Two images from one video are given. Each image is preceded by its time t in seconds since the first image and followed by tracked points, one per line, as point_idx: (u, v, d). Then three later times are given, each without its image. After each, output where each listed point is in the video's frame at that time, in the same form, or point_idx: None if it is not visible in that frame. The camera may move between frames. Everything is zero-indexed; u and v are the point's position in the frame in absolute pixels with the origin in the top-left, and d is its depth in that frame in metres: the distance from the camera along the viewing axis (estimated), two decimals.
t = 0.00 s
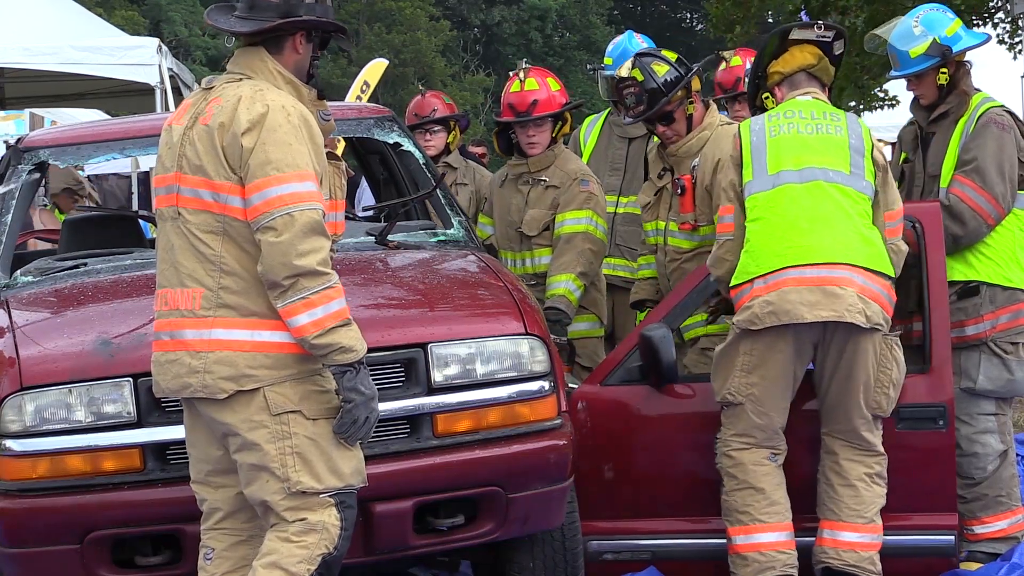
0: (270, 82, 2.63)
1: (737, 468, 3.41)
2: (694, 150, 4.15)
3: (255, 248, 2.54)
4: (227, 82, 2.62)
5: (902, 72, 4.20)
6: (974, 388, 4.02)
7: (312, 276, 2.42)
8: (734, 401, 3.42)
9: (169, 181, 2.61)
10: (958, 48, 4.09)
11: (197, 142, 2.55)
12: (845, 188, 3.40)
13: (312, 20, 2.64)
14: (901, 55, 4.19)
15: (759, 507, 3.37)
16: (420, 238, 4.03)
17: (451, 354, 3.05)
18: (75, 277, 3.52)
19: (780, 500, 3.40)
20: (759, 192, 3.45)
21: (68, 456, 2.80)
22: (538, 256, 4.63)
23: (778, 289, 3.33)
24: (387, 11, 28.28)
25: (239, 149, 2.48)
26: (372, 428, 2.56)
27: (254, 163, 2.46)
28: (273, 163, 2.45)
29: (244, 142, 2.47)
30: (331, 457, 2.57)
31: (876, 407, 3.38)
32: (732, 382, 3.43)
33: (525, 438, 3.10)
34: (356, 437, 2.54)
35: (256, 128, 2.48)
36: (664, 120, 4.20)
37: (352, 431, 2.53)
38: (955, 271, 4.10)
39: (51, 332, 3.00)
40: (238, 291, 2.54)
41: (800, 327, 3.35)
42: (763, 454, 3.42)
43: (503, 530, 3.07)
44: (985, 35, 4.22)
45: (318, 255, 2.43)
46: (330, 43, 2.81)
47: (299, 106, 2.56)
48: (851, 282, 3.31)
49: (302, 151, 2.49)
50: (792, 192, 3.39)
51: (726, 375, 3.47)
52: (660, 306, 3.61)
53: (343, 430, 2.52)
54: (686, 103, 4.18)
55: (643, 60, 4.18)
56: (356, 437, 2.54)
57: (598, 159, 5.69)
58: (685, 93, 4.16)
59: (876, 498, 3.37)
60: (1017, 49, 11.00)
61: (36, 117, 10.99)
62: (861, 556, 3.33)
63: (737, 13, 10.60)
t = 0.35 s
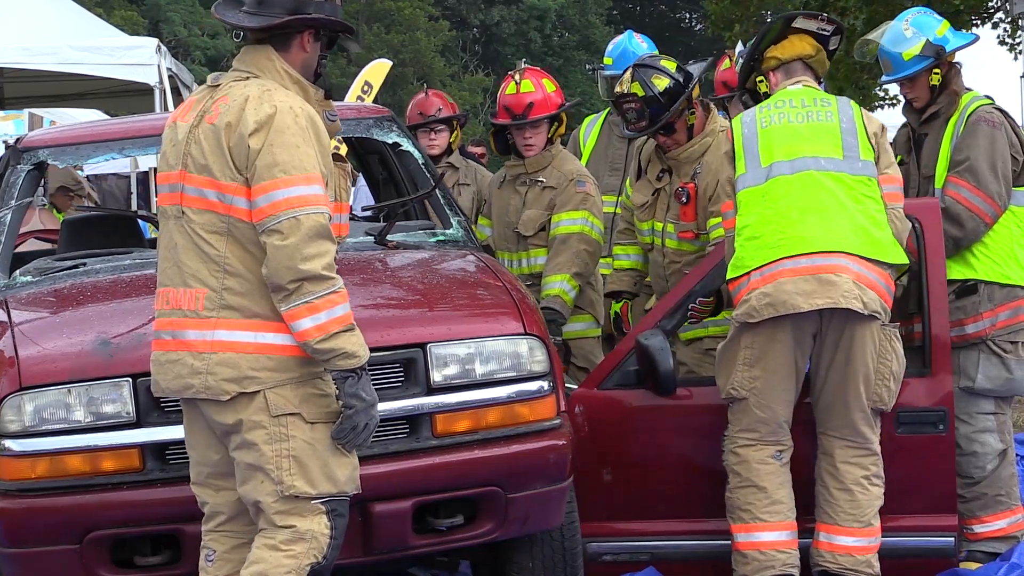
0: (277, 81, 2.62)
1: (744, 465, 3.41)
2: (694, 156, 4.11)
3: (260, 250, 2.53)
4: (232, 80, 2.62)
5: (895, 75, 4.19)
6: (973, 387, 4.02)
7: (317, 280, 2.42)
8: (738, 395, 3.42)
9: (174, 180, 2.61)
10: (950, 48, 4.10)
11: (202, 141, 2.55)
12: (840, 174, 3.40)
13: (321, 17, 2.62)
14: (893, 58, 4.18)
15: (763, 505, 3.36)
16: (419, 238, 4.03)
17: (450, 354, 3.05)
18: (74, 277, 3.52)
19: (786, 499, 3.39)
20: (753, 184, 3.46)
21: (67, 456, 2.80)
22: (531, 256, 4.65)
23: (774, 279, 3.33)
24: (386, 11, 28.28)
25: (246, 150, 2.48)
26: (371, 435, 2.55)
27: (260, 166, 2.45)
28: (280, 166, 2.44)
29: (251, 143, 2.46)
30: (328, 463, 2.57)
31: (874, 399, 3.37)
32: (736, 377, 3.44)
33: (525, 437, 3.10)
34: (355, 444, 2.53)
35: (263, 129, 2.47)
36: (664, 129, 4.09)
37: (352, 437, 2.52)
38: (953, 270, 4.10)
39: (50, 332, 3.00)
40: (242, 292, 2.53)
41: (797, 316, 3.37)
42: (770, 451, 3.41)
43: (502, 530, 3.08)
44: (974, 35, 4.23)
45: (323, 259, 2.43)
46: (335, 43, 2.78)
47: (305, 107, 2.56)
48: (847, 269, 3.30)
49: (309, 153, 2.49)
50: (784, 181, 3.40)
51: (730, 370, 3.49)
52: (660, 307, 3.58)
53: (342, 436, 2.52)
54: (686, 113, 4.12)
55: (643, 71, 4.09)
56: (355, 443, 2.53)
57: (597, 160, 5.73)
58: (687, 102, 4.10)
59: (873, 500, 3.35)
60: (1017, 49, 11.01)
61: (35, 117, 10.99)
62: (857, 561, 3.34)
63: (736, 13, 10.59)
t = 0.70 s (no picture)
0: (281, 81, 2.59)
1: (745, 464, 3.40)
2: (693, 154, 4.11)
3: (265, 253, 2.51)
4: (236, 80, 2.59)
5: (893, 75, 4.19)
6: (973, 386, 4.03)
7: (322, 286, 2.41)
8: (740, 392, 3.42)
9: (176, 180, 2.58)
10: (949, 48, 4.11)
11: (207, 142, 2.52)
12: (848, 172, 3.39)
13: (325, 15, 2.60)
14: (891, 58, 4.18)
15: (764, 505, 3.35)
16: (419, 238, 4.04)
17: (450, 354, 3.05)
18: (74, 277, 3.52)
19: (787, 499, 3.37)
20: (760, 173, 3.42)
21: (67, 456, 2.80)
22: (530, 256, 4.65)
23: (779, 272, 3.30)
24: (386, 11, 28.29)
25: (251, 154, 2.46)
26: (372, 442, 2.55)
27: (265, 169, 2.43)
28: (286, 170, 2.42)
29: (256, 147, 2.44)
30: (323, 470, 2.55)
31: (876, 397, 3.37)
32: (737, 373, 3.43)
33: (525, 437, 3.10)
34: (355, 450, 2.54)
35: (269, 132, 2.46)
36: (659, 125, 4.06)
37: (352, 444, 2.52)
38: (953, 270, 4.11)
39: (50, 333, 3.00)
40: (246, 295, 2.52)
41: (800, 312, 3.36)
42: (775, 450, 3.40)
43: (502, 530, 3.08)
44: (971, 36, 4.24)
45: (329, 265, 2.42)
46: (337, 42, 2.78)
47: (311, 109, 2.54)
48: (853, 268, 3.29)
49: (315, 158, 2.47)
50: (793, 174, 3.37)
51: (732, 368, 3.47)
52: (661, 306, 3.62)
53: (343, 442, 2.52)
54: (682, 109, 4.08)
55: (639, 69, 4.08)
56: (355, 450, 2.54)
57: (598, 160, 5.74)
58: (683, 98, 4.06)
59: (872, 499, 3.35)
60: (1016, 49, 11.02)
61: (35, 118, 10.99)
62: (858, 559, 3.33)
63: (736, 12, 10.59)
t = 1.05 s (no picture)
0: (282, 83, 2.59)
1: (751, 458, 3.39)
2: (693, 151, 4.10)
3: (266, 257, 2.48)
4: (236, 81, 2.57)
5: (893, 76, 4.18)
6: (973, 386, 4.03)
7: (325, 292, 2.39)
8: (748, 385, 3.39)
9: (173, 182, 2.54)
10: (948, 50, 4.10)
11: (207, 144, 2.48)
12: (854, 163, 3.37)
13: (324, 15, 2.60)
14: (891, 59, 4.18)
15: (770, 500, 3.36)
16: (419, 237, 4.04)
17: (450, 354, 3.05)
18: (74, 277, 3.52)
19: (793, 495, 3.38)
20: (768, 167, 3.37)
21: (67, 456, 2.80)
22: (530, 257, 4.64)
23: (795, 269, 3.28)
24: (386, 11, 28.28)
25: (254, 156, 2.43)
26: (369, 450, 2.53)
27: (269, 172, 2.40)
28: (290, 174, 2.40)
29: (260, 150, 2.42)
30: (313, 476, 2.52)
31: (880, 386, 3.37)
32: (745, 367, 3.40)
33: (524, 437, 3.10)
34: (354, 457, 2.51)
35: (272, 135, 2.43)
36: (658, 123, 4.06)
37: (351, 451, 2.50)
38: (953, 270, 4.11)
39: (50, 332, 3.00)
40: (248, 299, 2.48)
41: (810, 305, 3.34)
42: (781, 445, 3.39)
43: (502, 530, 3.08)
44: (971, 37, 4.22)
45: (333, 270, 2.40)
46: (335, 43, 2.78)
47: (313, 112, 2.52)
48: (868, 262, 3.29)
49: (319, 161, 2.45)
50: (800, 167, 3.34)
51: (738, 361, 3.44)
52: (658, 292, 3.64)
53: (342, 448, 2.49)
54: (681, 107, 4.08)
55: (637, 67, 4.06)
56: (354, 457, 2.51)
57: (597, 160, 5.76)
58: (681, 96, 4.06)
59: (873, 492, 3.35)
60: (1016, 49, 11.03)
61: (36, 118, 11.00)
62: (858, 551, 3.33)
63: (736, 12, 10.59)
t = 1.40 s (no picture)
0: (284, 83, 2.59)
1: (750, 451, 3.39)
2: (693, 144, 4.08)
3: (268, 259, 2.48)
4: (239, 81, 2.56)
5: (892, 75, 4.14)
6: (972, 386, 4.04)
7: (329, 297, 2.39)
8: (749, 380, 3.38)
9: (172, 182, 2.53)
10: (949, 51, 4.06)
11: (210, 144, 2.47)
12: (862, 162, 3.34)
13: (324, 15, 2.60)
14: (891, 58, 4.13)
15: (768, 492, 3.34)
16: (419, 237, 4.04)
17: (450, 353, 3.05)
18: (74, 277, 3.52)
19: (790, 488, 3.37)
20: (777, 162, 3.33)
21: (67, 455, 2.80)
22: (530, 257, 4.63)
23: (801, 270, 3.26)
24: (385, 11, 28.25)
25: (259, 158, 2.42)
26: (364, 458, 2.50)
27: (274, 175, 2.40)
28: (295, 177, 2.39)
29: (266, 152, 2.41)
30: (311, 479, 2.52)
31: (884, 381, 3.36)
32: (746, 362, 3.39)
33: (524, 437, 3.10)
34: (349, 466, 2.48)
35: (277, 137, 2.42)
36: (656, 117, 4.08)
37: (347, 459, 2.47)
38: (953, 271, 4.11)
39: (50, 332, 3.00)
40: (248, 302, 2.48)
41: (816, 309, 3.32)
42: (781, 439, 3.40)
43: (502, 530, 3.08)
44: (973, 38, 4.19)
45: (337, 275, 2.40)
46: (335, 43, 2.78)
47: (317, 116, 2.52)
48: (874, 265, 3.28)
49: (324, 164, 2.45)
50: (809, 165, 3.31)
51: (740, 355, 3.42)
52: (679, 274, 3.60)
53: (338, 456, 2.46)
54: (678, 100, 4.08)
55: (633, 60, 4.05)
56: (349, 466, 2.48)
57: (597, 160, 5.77)
58: (679, 89, 4.07)
59: (876, 489, 3.34)
60: (1016, 49, 11.04)
61: (35, 118, 11.01)
62: (861, 547, 3.33)
63: (735, 13, 10.59)
